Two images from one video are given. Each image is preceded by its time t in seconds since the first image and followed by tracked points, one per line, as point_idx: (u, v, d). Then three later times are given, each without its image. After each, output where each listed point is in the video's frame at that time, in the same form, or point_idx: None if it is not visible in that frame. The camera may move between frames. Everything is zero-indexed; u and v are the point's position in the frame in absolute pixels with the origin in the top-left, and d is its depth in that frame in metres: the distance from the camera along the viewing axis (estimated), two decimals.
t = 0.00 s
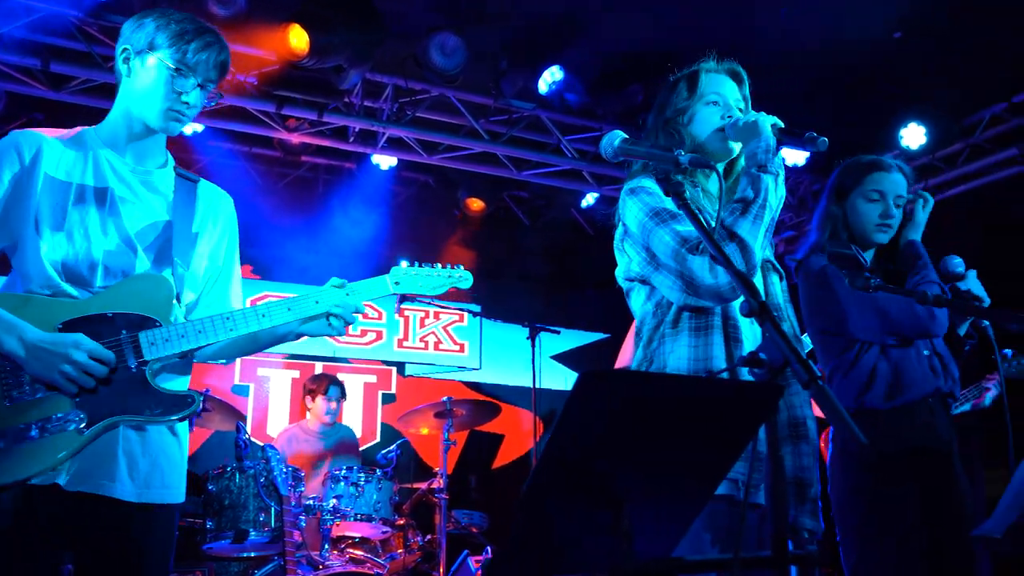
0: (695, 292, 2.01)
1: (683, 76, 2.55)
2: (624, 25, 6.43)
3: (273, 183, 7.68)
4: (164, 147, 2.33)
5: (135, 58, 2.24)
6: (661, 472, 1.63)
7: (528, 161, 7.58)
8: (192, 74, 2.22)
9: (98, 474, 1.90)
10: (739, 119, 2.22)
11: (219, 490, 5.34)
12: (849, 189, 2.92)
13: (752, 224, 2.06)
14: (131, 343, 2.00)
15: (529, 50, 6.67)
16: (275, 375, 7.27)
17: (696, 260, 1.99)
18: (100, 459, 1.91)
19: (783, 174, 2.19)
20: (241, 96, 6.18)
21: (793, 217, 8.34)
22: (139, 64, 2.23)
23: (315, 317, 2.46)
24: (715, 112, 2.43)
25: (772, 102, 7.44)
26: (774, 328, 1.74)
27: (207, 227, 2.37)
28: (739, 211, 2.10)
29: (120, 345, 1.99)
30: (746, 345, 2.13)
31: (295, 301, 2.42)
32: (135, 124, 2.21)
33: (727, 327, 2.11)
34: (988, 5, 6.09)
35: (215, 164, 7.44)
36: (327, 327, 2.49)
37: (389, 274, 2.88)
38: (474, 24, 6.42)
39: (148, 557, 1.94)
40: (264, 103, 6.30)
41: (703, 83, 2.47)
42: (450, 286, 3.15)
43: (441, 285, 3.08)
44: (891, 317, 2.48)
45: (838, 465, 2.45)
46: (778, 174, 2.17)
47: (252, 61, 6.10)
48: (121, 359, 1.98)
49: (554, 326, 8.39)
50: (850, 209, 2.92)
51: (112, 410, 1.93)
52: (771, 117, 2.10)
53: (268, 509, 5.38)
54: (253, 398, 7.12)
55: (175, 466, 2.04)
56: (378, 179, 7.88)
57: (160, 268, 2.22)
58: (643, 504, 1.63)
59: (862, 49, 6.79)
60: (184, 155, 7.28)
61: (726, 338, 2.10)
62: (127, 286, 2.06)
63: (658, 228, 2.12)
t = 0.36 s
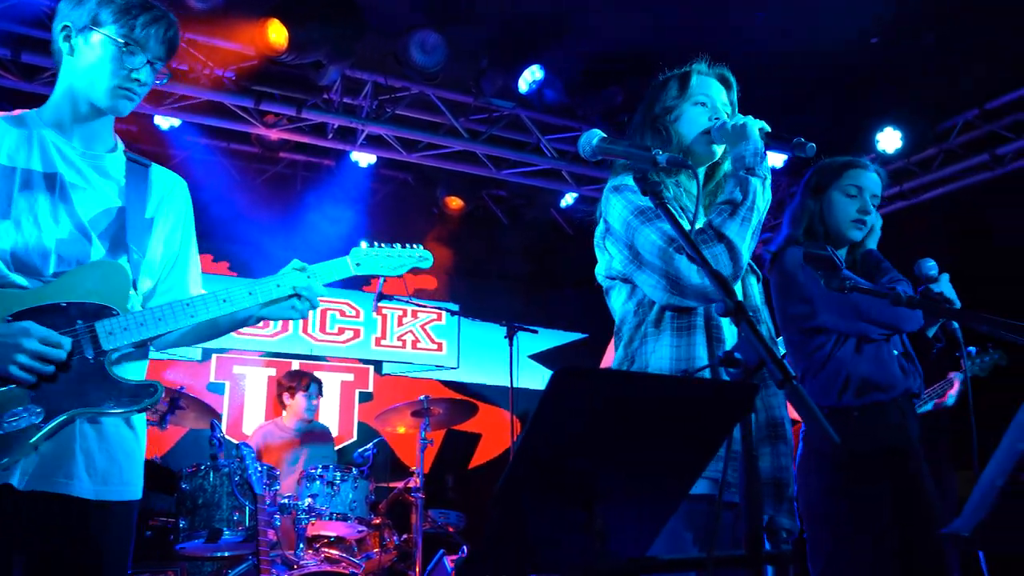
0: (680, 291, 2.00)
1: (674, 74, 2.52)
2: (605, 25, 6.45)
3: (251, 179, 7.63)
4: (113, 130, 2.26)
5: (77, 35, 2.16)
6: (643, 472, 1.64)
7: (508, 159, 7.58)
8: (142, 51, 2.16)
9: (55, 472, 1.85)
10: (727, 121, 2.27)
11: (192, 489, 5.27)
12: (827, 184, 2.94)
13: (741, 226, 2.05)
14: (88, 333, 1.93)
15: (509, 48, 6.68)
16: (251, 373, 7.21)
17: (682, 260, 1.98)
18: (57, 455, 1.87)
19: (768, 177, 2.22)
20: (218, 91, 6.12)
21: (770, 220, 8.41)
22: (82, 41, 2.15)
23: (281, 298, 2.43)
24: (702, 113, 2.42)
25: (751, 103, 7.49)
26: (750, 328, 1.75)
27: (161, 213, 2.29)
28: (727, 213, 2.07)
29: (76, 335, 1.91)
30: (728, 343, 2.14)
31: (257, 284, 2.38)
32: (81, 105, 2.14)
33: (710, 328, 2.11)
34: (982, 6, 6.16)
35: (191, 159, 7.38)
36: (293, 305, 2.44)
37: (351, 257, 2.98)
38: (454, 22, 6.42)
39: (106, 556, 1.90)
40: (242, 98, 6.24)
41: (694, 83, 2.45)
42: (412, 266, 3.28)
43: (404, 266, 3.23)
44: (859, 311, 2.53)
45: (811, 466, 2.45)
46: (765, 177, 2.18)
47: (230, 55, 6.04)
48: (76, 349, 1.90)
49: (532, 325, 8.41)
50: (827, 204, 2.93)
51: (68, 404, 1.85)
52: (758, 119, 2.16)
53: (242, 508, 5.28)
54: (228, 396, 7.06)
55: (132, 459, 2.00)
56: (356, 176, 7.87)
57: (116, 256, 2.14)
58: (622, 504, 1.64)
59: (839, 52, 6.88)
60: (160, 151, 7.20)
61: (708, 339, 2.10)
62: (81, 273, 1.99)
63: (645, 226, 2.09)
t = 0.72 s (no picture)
0: (660, 293, 1.99)
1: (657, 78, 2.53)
2: (586, 25, 6.45)
3: (228, 175, 7.57)
4: (51, 111, 2.23)
5: (17, 11, 2.08)
6: (624, 472, 1.64)
7: (487, 159, 7.57)
8: (87, 38, 2.11)
9: (9, 470, 1.83)
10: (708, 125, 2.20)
11: (165, 488, 5.19)
12: (800, 189, 2.97)
13: (723, 230, 2.06)
14: (37, 325, 1.94)
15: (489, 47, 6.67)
16: (227, 371, 7.14)
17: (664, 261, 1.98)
18: (10, 451, 1.85)
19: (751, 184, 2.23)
20: (196, 86, 6.08)
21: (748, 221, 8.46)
22: (22, 18, 2.08)
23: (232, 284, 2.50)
24: (684, 117, 2.45)
25: (734, 106, 7.52)
26: (725, 328, 1.75)
27: (109, 198, 2.30)
28: (710, 217, 2.08)
29: (25, 328, 1.92)
30: (705, 342, 2.15)
31: (210, 269, 2.45)
32: (17, 86, 2.09)
33: (689, 329, 2.12)
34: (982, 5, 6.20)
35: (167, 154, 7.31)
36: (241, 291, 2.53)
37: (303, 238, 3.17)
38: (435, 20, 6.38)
39: (62, 555, 1.88)
40: (219, 94, 6.18)
41: (674, 87, 2.48)
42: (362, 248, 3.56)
43: (352, 248, 3.49)
44: (835, 314, 2.54)
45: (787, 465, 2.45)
46: (747, 184, 2.18)
47: (207, 49, 6.03)
48: (28, 341, 1.90)
49: (510, 325, 8.40)
50: (804, 210, 2.95)
51: (21, 399, 1.84)
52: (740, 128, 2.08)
53: (216, 508, 5.20)
54: (203, 395, 6.98)
55: (85, 453, 1.99)
56: (334, 174, 7.84)
57: (63, 243, 2.16)
58: (603, 505, 1.65)
59: (816, 57, 6.92)
60: (138, 146, 7.07)
61: (687, 341, 2.10)
62: (28, 261, 1.98)
63: (627, 227, 2.10)
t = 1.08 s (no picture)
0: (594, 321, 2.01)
1: (661, 90, 2.43)
2: (567, 27, 6.46)
3: (204, 172, 7.49)
4: None
5: None
6: (605, 471, 1.65)
7: (467, 158, 7.57)
8: (45, 24, 2.26)
9: None
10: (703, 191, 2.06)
11: (138, 487, 5.12)
12: (780, 195, 2.97)
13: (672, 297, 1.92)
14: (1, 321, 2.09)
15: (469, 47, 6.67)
16: (202, 369, 7.08)
17: (606, 299, 1.95)
18: None
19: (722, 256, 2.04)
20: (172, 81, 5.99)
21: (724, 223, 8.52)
22: None
23: (195, 283, 2.74)
24: (682, 137, 2.41)
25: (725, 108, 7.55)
26: (699, 328, 1.76)
27: (58, 191, 2.44)
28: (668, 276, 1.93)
29: None
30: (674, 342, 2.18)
31: (170, 267, 2.69)
32: None
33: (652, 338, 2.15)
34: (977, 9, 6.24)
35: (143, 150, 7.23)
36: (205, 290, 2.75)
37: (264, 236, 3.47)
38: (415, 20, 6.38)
39: (20, 556, 1.93)
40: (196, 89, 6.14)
41: (672, 103, 2.42)
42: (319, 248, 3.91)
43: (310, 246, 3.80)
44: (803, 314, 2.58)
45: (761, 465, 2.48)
46: (717, 260, 2.01)
47: (185, 45, 5.93)
48: None
49: (489, 325, 8.40)
50: (784, 215, 2.97)
51: None
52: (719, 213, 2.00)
53: (190, 507, 5.14)
54: (178, 393, 6.92)
55: (44, 454, 2.07)
56: (312, 172, 7.79)
57: (18, 235, 2.31)
58: (586, 502, 1.66)
59: (793, 62, 6.98)
60: (109, 141, 7.02)
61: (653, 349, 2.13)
62: None
63: (588, 251, 2.05)
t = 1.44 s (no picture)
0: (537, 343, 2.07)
1: (658, 100, 2.44)
2: (553, 27, 6.45)
3: (187, 168, 7.45)
4: None
5: None
6: (588, 469, 1.65)
7: (451, 157, 7.55)
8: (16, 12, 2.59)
9: None
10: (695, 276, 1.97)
11: (116, 487, 5.08)
12: (766, 198, 3.00)
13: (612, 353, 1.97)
14: None
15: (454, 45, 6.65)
16: (183, 366, 7.03)
17: (557, 330, 1.98)
18: None
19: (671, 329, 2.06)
20: (155, 75, 5.95)
21: (708, 224, 8.55)
22: None
23: (168, 277, 3.25)
24: (673, 149, 2.44)
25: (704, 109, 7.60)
26: (682, 326, 1.77)
27: (22, 178, 2.71)
28: (621, 332, 1.96)
29: None
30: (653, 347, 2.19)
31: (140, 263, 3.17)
32: None
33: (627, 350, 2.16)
34: (958, 14, 6.30)
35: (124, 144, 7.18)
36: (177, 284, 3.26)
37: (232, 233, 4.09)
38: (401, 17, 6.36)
39: None
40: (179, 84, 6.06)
41: (667, 114, 2.43)
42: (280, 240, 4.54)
43: (275, 241, 4.49)
44: (775, 314, 2.54)
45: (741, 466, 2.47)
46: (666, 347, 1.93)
47: (167, 39, 5.93)
48: None
49: (473, 324, 8.39)
50: (769, 219, 3.00)
51: None
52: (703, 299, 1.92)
53: (170, 507, 5.08)
54: (158, 392, 6.86)
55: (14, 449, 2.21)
56: (297, 169, 7.74)
57: None
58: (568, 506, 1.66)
59: (776, 65, 7.01)
60: (90, 135, 6.95)
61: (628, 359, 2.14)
62: None
63: (558, 273, 2.06)
